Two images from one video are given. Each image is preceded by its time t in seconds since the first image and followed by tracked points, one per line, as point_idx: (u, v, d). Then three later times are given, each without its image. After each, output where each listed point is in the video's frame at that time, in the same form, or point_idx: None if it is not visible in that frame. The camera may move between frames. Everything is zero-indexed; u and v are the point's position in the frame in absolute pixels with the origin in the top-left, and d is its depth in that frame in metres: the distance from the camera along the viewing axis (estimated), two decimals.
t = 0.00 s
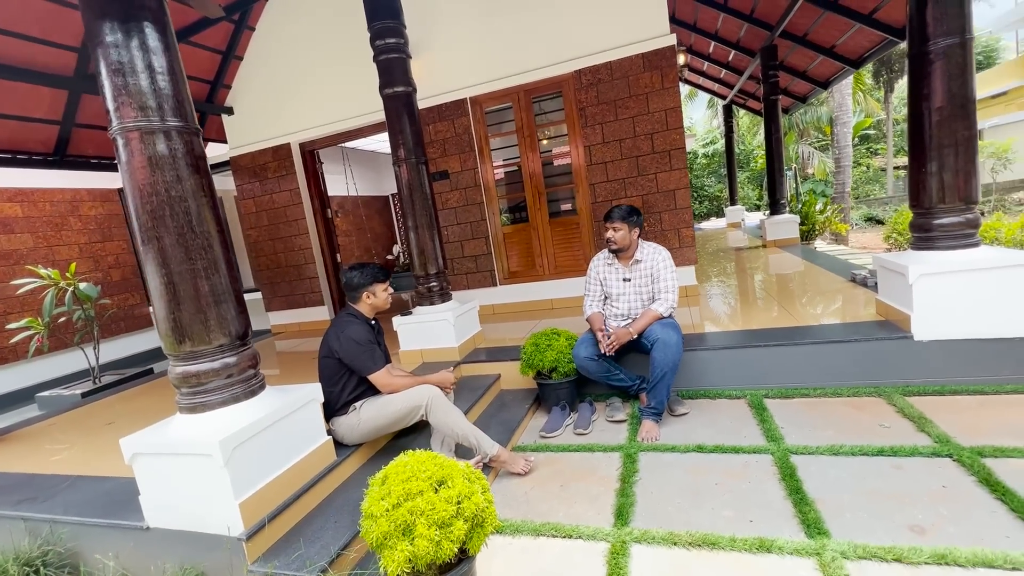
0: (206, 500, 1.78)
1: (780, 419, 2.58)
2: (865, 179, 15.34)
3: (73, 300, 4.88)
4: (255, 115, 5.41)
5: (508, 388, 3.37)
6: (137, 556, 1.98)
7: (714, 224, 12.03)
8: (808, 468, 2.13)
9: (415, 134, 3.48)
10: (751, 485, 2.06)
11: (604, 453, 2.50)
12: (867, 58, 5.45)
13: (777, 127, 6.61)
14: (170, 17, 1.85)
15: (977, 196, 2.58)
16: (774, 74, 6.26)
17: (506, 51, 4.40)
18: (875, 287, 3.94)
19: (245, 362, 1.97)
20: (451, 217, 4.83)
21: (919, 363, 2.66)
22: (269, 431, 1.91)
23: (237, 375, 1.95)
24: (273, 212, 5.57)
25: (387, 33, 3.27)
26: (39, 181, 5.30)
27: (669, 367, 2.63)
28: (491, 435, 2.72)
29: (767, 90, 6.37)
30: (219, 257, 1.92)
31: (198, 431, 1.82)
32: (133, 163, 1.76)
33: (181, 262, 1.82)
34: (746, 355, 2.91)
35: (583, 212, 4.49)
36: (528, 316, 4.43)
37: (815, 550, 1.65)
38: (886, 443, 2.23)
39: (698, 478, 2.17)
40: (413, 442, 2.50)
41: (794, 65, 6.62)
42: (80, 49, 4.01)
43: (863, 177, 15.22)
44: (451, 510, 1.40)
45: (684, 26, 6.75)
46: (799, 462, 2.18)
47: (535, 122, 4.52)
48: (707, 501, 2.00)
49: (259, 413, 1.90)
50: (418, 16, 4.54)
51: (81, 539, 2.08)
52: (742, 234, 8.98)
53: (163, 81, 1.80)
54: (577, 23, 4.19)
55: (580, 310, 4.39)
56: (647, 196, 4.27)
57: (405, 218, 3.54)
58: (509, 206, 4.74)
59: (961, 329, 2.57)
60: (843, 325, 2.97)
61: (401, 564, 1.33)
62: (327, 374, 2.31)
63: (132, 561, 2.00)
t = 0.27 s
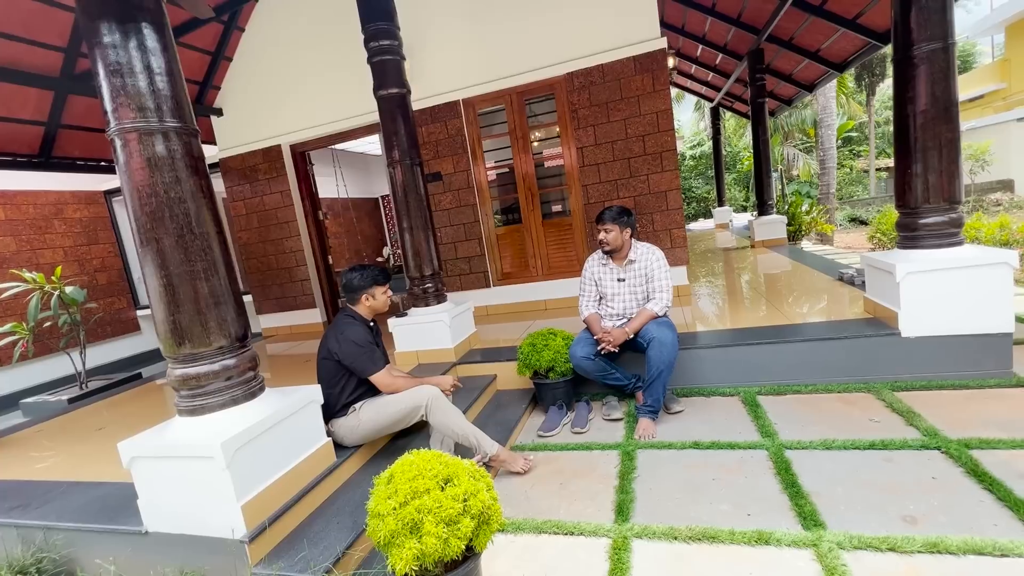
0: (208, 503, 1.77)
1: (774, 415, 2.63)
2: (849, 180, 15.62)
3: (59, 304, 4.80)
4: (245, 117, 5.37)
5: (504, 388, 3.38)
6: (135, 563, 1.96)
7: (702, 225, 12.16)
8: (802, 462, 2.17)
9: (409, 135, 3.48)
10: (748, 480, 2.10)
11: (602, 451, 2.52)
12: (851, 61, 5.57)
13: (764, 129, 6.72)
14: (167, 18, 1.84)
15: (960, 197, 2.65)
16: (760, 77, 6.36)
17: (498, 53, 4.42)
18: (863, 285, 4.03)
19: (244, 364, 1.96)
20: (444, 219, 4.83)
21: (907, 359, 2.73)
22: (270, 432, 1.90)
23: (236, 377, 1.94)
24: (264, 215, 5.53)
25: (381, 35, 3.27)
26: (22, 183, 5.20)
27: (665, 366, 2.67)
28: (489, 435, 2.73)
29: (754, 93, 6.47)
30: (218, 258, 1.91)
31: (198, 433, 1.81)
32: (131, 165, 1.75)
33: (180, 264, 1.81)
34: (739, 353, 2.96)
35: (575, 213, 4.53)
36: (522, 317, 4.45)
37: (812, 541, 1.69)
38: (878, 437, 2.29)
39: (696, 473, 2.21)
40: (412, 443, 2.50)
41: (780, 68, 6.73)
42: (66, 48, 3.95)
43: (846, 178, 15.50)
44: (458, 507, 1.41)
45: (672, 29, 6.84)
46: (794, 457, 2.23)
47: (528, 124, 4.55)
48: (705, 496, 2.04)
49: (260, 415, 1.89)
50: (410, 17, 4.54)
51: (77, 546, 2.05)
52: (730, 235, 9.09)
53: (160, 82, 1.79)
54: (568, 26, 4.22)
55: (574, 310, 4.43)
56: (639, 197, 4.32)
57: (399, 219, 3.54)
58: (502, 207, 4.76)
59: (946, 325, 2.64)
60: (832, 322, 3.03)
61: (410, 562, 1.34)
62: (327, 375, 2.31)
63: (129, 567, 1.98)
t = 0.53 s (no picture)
0: (211, 502, 1.77)
1: (768, 411, 2.68)
2: (835, 181, 15.87)
3: (48, 307, 4.74)
4: (237, 117, 5.34)
5: (501, 388, 3.40)
6: (135, 564, 1.95)
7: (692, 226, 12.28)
8: (796, 456, 2.22)
9: (405, 136, 3.50)
10: (744, 474, 2.14)
11: (600, 448, 2.56)
12: (838, 65, 5.68)
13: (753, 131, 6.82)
14: (169, 19, 1.84)
15: (946, 197, 2.72)
16: (750, 80, 6.46)
17: (492, 55, 4.45)
18: (852, 284, 4.12)
19: (246, 364, 1.96)
20: (438, 220, 4.85)
21: (895, 356, 2.80)
22: (273, 431, 1.90)
23: (238, 377, 1.94)
24: (257, 216, 5.51)
25: (377, 37, 3.28)
26: (8, 184, 5.13)
27: (661, 364, 2.70)
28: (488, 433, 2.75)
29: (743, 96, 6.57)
30: (220, 258, 1.91)
31: (200, 433, 1.80)
32: (132, 165, 1.75)
33: (182, 264, 1.81)
34: (732, 351, 3.02)
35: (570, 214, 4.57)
36: (517, 317, 4.47)
37: (808, 532, 1.73)
38: (869, 431, 2.34)
39: (693, 468, 2.25)
40: (412, 442, 2.52)
41: (769, 71, 6.84)
42: (56, 48, 3.91)
43: (833, 180, 15.75)
44: (464, 501, 1.43)
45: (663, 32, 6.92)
46: (788, 451, 2.27)
47: (522, 126, 4.58)
48: (703, 490, 2.08)
49: (262, 414, 1.89)
50: (404, 19, 4.56)
51: (75, 548, 2.04)
52: (720, 236, 9.20)
53: (162, 82, 1.79)
54: (562, 28, 4.26)
55: (568, 310, 4.47)
56: (632, 198, 4.37)
57: (396, 220, 3.55)
58: (496, 208, 4.78)
59: (933, 322, 2.71)
60: (823, 320, 3.10)
61: (418, 556, 1.36)
62: (328, 375, 2.31)
63: (129, 569, 1.97)
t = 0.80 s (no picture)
0: (212, 501, 1.77)
1: (762, 408, 2.72)
2: (824, 183, 16.07)
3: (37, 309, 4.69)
4: (230, 118, 5.32)
5: (498, 387, 3.42)
6: (134, 565, 1.94)
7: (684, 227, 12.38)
8: (790, 451, 2.26)
9: (401, 136, 3.51)
10: (739, 469, 2.18)
11: (598, 445, 2.58)
12: (827, 68, 5.77)
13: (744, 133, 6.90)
14: (169, 18, 1.84)
15: (934, 197, 2.78)
16: (741, 82, 6.54)
17: (486, 57, 4.48)
18: (842, 283, 4.19)
19: (246, 363, 1.96)
20: (433, 220, 4.86)
21: (885, 353, 2.86)
22: (273, 430, 1.90)
23: (238, 377, 1.93)
24: (250, 217, 5.48)
25: (373, 37, 3.28)
26: None
27: (657, 361, 2.74)
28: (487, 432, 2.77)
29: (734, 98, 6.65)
30: (219, 257, 1.91)
31: (200, 433, 1.80)
32: (133, 164, 1.75)
33: (182, 264, 1.81)
34: (727, 349, 3.06)
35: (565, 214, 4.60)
36: (512, 317, 4.49)
37: (804, 524, 1.77)
38: (860, 426, 2.39)
39: (690, 464, 2.28)
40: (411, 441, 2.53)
41: (759, 74, 6.93)
42: (47, 47, 3.88)
43: (822, 182, 15.95)
44: (468, 497, 1.45)
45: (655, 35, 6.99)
46: (782, 446, 2.31)
47: (517, 127, 4.60)
48: (700, 485, 2.11)
49: (263, 413, 1.89)
50: (399, 20, 4.57)
51: (72, 550, 2.02)
52: (712, 236, 9.29)
53: (162, 81, 1.79)
54: (556, 30, 4.30)
55: (563, 310, 4.49)
56: (626, 199, 4.41)
57: (392, 220, 3.56)
58: (491, 209, 4.80)
59: (922, 319, 2.77)
60: (815, 318, 3.15)
61: (423, 551, 1.37)
62: (327, 374, 2.32)
63: (128, 570, 1.96)
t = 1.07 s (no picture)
0: (213, 502, 1.76)
1: (758, 405, 2.75)
2: (815, 184, 16.24)
3: (28, 310, 4.64)
4: (224, 118, 5.29)
5: (495, 387, 3.43)
6: (133, 567, 1.93)
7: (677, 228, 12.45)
8: (786, 448, 2.29)
9: (398, 137, 3.51)
10: (737, 466, 2.21)
11: (596, 444, 2.60)
12: (818, 70, 5.84)
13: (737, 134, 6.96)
14: (168, 18, 1.84)
15: (924, 197, 2.83)
16: (734, 84, 6.60)
17: (482, 58, 4.49)
18: (834, 282, 4.24)
19: (246, 364, 1.96)
20: (429, 221, 4.86)
21: (878, 351, 2.90)
22: (274, 430, 1.90)
23: (238, 377, 1.93)
24: (244, 217, 5.45)
25: (370, 38, 3.28)
26: None
27: (654, 360, 2.76)
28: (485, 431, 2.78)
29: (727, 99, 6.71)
30: (219, 257, 1.90)
31: (201, 433, 1.79)
32: (132, 164, 1.74)
33: (182, 264, 1.80)
34: (722, 347, 3.09)
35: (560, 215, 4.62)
36: (509, 317, 4.51)
37: (801, 519, 1.79)
38: (855, 423, 2.42)
39: (688, 462, 2.30)
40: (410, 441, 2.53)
41: (751, 76, 7.00)
42: (39, 46, 3.84)
43: (812, 183, 16.12)
44: (472, 495, 1.46)
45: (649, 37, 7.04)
46: (778, 443, 2.34)
47: (513, 128, 4.62)
48: (698, 482, 2.13)
49: (263, 413, 1.88)
50: (395, 21, 4.57)
51: (69, 553, 2.01)
52: (705, 237, 9.36)
53: (161, 81, 1.79)
54: (552, 32, 4.32)
55: (559, 310, 4.51)
56: (622, 199, 4.44)
57: (389, 221, 3.56)
58: (487, 209, 4.82)
59: (913, 318, 2.81)
60: (809, 317, 3.19)
61: (427, 548, 1.38)
62: (326, 374, 2.32)
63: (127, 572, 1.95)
